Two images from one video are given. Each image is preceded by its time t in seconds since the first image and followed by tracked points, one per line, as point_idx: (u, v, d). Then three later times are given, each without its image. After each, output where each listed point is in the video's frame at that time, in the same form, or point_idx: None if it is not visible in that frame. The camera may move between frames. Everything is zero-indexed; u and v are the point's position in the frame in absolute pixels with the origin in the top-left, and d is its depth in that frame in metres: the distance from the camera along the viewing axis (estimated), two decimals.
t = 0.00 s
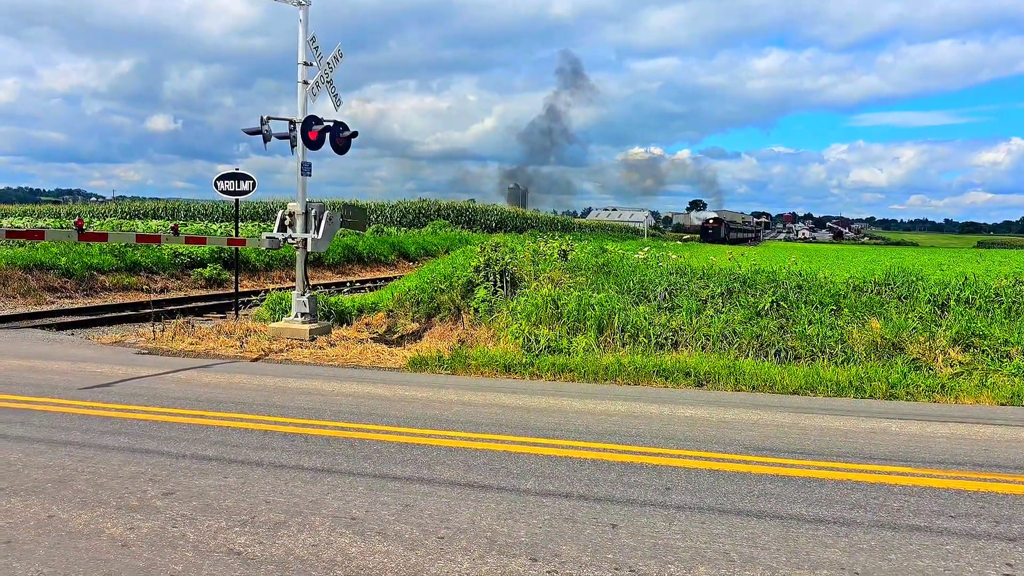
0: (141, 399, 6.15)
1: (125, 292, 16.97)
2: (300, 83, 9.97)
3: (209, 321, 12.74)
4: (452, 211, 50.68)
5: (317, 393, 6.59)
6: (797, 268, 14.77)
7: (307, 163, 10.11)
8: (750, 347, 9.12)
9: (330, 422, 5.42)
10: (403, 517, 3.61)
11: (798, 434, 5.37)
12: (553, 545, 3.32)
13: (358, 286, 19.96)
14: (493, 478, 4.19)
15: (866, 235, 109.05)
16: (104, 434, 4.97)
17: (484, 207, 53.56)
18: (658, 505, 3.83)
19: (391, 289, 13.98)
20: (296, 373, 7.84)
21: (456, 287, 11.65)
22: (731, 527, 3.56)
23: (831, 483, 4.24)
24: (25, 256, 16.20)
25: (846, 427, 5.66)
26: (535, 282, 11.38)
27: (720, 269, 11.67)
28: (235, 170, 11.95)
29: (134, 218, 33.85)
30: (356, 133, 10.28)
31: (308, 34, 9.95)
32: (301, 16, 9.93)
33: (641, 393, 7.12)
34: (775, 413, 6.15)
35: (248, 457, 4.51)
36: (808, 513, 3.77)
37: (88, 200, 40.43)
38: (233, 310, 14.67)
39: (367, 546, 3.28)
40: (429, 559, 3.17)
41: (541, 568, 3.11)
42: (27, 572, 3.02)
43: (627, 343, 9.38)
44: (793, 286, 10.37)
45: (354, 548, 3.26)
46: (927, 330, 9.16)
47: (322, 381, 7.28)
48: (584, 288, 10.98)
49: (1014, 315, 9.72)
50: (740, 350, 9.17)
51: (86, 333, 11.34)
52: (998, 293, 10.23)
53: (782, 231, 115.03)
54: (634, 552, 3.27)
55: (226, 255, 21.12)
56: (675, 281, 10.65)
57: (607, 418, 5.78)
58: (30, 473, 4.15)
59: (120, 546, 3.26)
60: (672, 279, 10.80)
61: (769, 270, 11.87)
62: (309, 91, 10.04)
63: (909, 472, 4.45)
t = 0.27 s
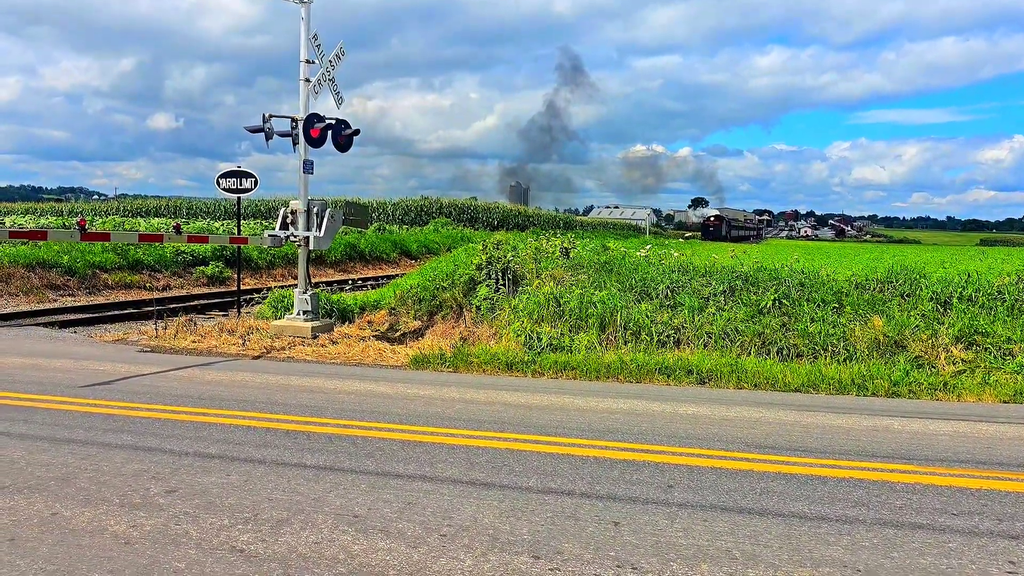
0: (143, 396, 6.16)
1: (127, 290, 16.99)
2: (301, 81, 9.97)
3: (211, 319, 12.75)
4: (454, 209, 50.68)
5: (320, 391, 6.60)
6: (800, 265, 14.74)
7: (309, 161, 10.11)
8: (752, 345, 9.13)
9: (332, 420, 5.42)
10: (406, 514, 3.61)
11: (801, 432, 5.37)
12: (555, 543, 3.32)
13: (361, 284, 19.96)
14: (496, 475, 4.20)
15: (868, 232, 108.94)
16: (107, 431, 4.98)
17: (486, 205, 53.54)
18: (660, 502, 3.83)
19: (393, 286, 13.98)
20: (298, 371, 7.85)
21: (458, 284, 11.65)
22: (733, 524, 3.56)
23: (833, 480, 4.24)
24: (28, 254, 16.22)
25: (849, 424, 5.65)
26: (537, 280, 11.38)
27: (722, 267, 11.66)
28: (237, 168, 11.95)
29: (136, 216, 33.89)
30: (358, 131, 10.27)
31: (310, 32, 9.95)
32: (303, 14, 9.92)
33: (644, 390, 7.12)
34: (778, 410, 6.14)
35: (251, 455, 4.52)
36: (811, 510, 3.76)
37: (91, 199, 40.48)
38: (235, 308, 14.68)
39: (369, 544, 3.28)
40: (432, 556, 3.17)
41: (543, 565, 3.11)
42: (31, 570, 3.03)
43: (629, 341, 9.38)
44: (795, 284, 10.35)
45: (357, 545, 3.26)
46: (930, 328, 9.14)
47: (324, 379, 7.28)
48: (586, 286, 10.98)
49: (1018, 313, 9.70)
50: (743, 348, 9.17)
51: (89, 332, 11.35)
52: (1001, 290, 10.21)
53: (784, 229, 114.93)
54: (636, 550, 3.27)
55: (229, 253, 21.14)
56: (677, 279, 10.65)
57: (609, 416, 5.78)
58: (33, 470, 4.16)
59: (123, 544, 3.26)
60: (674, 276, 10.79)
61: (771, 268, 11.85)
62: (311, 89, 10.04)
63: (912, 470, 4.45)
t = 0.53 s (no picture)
0: (148, 395, 6.18)
1: (133, 289, 17.03)
2: (306, 80, 9.98)
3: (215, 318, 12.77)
4: (459, 208, 50.68)
5: (325, 390, 6.61)
6: (805, 263, 14.71)
7: (314, 160, 10.11)
8: (757, 343, 9.12)
9: (337, 419, 5.43)
10: (410, 513, 3.61)
11: (806, 431, 5.37)
12: (560, 542, 3.32)
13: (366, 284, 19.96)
14: (500, 474, 4.20)
15: (873, 231, 108.69)
16: (112, 430, 4.99)
17: (490, 203, 53.52)
18: (665, 501, 3.82)
19: (398, 285, 13.98)
20: (304, 369, 7.86)
21: (463, 283, 11.65)
22: (738, 523, 3.55)
23: (838, 479, 4.23)
24: (34, 254, 16.27)
25: (854, 423, 5.64)
26: (542, 279, 11.38)
27: (727, 266, 11.64)
28: (242, 167, 11.96)
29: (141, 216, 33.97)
30: (362, 130, 10.28)
31: (314, 31, 9.95)
32: (308, 13, 9.93)
33: (649, 389, 7.11)
34: (783, 409, 6.14)
35: (256, 453, 4.52)
36: (816, 509, 3.76)
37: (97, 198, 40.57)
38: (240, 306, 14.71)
39: (374, 542, 3.28)
40: (437, 555, 3.17)
41: (548, 564, 3.11)
42: (37, 567, 3.04)
43: (634, 340, 9.38)
44: (800, 282, 10.33)
45: (362, 544, 3.27)
46: (936, 326, 9.11)
47: (329, 378, 7.29)
48: (590, 284, 10.98)
49: None
50: (748, 347, 9.15)
51: (95, 330, 11.39)
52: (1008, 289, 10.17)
53: (789, 227, 114.73)
54: (641, 549, 3.27)
55: (234, 253, 21.17)
56: (682, 277, 10.64)
57: (614, 415, 5.78)
58: (39, 469, 4.17)
59: (129, 542, 3.27)
60: (678, 275, 10.78)
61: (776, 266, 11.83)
62: (315, 88, 10.05)
63: (917, 468, 4.44)
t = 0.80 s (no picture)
0: (156, 399, 6.20)
1: (141, 294, 17.09)
2: (313, 85, 10.01)
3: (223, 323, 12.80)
4: (466, 212, 50.73)
5: (332, 394, 6.62)
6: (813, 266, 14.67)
7: (321, 164, 10.14)
8: (765, 346, 9.10)
9: (344, 423, 5.44)
10: (418, 516, 3.61)
11: (815, 434, 5.34)
12: (568, 545, 3.31)
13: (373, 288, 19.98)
14: (507, 477, 4.20)
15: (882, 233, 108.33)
16: (121, 434, 5.01)
17: (497, 207, 53.54)
18: (673, 505, 3.81)
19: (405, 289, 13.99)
20: (311, 373, 7.87)
21: (470, 287, 11.65)
22: (747, 527, 3.54)
23: (848, 482, 4.21)
24: (43, 259, 16.34)
25: (862, 426, 5.61)
26: (549, 283, 11.38)
27: (734, 268, 11.63)
28: (250, 171, 12.00)
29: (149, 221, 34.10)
30: (369, 134, 10.30)
31: (321, 35, 9.98)
32: (315, 18, 9.96)
33: (657, 392, 7.10)
34: (791, 412, 6.11)
35: (264, 457, 4.53)
36: (825, 512, 3.74)
37: (105, 203, 40.72)
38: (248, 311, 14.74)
39: (382, 546, 3.28)
40: (444, 559, 3.17)
41: (555, 567, 3.11)
42: (46, 572, 3.05)
43: (641, 343, 9.37)
44: (808, 285, 10.30)
45: (369, 548, 3.27)
46: (945, 329, 9.07)
47: (336, 382, 7.30)
48: (597, 288, 10.98)
49: None
50: (756, 350, 9.13)
51: (104, 335, 11.43)
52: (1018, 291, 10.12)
53: (797, 230, 114.42)
54: (649, 552, 3.26)
55: (241, 257, 21.23)
56: (689, 280, 10.62)
57: (621, 418, 5.77)
58: (48, 473, 4.19)
59: (138, 546, 3.28)
60: (686, 278, 10.77)
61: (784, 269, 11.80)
62: (322, 92, 10.08)
63: (927, 471, 4.42)
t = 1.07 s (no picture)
0: (163, 404, 6.21)
1: (148, 299, 17.14)
2: (319, 90, 10.03)
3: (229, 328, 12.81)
4: (472, 216, 50.77)
5: (338, 398, 6.61)
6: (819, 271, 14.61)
7: (326, 169, 10.15)
8: (772, 350, 9.07)
9: (350, 428, 5.43)
10: (424, 521, 3.61)
11: (823, 439, 5.30)
12: (574, 551, 3.30)
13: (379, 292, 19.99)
14: (513, 482, 4.19)
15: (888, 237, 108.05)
16: (127, 439, 5.01)
17: (503, 212, 53.54)
18: (680, 509, 3.80)
19: (410, 294, 13.97)
20: (317, 378, 7.87)
21: (476, 292, 11.63)
22: (754, 532, 3.52)
23: (855, 487, 4.19)
24: (51, 264, 16.41)
25: (870, 431, 5.59)
26: (555, 287, 11.35)
27: (741, 273, 11.58)
28: (256, 177, 12.02)
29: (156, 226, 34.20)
30: (375, 139, 10.32)
31: (327, 41, 10.00)
32: (320, 24, 9.98)
33: (663, 397, 7.08)
34: (800, 417, 6.09)
35: (270, 462, 4.53)
36: (832, 517, 3.72)
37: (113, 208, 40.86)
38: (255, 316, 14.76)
39: (388, 551, 3.28)
40: (450, 564, 3.17)
41: (561, 572, 3.10)
42: None
43: (647, 348, 9.35)
44: (816, 290, 10.25)
45: (375, 552, 3.26)
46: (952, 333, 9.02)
47: (342, 387, 7.31)
48: (604, 292, 10.95)
49: None
50: (764, 354, 9.09)
51: (111, 340, 11.47)
52: None
53: (803, 234, 114.18)
54: (655, 557, 3.24)
55: (248, 262, 21.28)
56: (695, 285, 10.60)
57: (628, 423, 5.76)
58: (55, 478, 4.20)
59: (144, 551, 3.28)
60: (692, 282, 10.73)
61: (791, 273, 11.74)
62: (328, 98, 10.10)
63: (935, 476, 4.40)
